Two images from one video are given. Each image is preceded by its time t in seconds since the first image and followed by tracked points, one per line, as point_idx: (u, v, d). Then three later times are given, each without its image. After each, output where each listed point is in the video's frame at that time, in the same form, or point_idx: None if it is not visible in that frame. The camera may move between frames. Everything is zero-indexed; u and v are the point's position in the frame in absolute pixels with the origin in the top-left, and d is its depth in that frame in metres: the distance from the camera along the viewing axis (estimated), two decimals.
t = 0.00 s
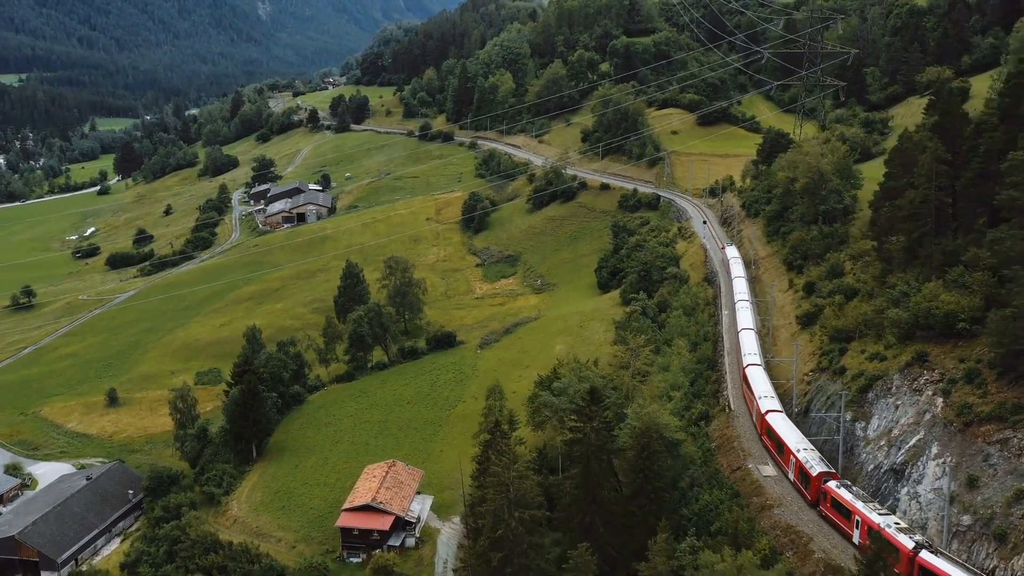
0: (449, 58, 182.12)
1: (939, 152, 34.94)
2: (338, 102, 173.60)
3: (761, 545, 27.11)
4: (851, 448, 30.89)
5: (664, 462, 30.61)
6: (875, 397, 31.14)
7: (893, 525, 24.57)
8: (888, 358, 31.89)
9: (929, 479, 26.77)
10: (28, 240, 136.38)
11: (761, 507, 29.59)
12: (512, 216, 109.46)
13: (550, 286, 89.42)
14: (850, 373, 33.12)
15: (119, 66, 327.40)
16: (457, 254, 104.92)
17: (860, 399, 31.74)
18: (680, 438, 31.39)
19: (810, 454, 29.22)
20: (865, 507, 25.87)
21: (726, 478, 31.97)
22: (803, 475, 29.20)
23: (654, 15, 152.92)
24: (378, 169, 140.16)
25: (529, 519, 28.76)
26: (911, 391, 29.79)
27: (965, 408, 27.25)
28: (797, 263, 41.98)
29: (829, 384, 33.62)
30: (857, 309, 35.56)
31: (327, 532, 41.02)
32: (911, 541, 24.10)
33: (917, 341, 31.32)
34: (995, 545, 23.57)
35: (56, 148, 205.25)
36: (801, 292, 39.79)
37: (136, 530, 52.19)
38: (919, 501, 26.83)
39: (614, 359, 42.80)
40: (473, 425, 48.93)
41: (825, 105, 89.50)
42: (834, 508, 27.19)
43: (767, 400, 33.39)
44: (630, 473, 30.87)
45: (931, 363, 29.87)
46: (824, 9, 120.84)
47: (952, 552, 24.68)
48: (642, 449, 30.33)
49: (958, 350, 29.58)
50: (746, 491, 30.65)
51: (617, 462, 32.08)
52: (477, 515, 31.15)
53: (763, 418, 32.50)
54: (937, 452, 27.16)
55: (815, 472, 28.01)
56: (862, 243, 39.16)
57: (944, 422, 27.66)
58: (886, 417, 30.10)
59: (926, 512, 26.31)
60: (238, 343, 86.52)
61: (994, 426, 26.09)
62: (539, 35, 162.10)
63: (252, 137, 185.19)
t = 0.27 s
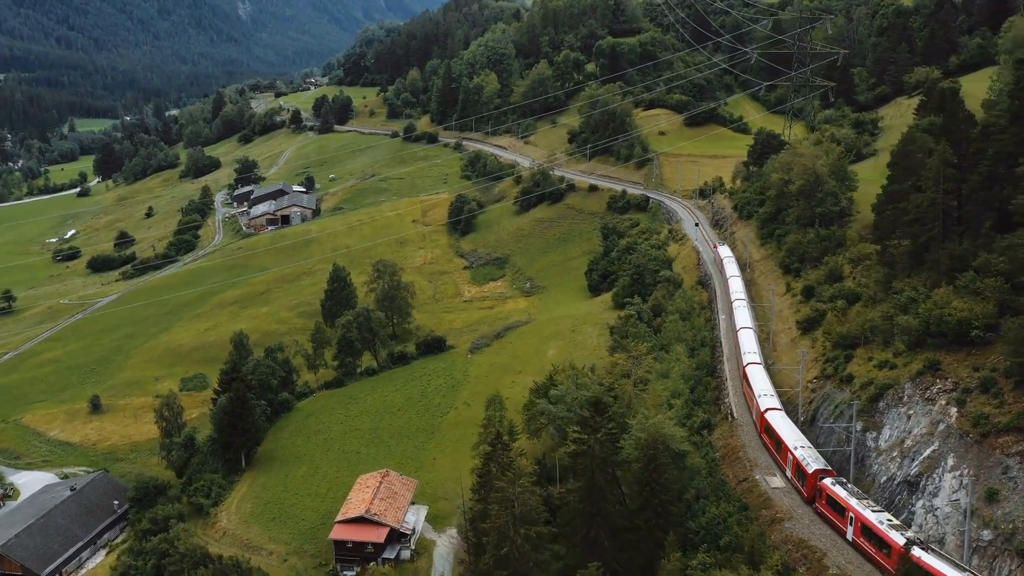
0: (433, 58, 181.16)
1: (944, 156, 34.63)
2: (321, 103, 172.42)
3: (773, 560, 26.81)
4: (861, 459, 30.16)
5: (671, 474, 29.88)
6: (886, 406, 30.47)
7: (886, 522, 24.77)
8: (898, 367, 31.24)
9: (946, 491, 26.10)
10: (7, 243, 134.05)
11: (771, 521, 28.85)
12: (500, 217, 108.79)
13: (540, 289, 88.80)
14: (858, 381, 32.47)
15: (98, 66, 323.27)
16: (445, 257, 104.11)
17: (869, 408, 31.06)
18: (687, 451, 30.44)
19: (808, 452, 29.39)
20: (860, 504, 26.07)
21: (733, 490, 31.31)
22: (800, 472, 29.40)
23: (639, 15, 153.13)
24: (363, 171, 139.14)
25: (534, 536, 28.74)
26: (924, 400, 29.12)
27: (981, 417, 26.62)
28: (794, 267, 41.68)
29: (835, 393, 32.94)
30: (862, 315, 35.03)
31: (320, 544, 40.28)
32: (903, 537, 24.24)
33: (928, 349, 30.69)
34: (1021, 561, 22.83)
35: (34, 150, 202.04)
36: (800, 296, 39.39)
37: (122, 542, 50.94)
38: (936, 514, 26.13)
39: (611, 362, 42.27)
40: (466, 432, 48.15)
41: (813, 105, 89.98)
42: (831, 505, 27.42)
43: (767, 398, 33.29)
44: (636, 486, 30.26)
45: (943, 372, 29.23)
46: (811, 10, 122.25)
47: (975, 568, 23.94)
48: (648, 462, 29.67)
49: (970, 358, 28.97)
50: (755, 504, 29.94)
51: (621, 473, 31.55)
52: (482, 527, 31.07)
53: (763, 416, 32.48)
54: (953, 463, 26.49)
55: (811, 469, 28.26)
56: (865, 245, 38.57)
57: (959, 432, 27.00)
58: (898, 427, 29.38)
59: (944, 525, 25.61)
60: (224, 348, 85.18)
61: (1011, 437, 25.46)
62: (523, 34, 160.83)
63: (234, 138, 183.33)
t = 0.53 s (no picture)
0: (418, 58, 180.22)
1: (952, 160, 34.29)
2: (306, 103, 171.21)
3: None
4: (875, 470, 29.46)
5: (680, 487, 29.18)
6: (900, 415, 29.79)
7: (882, 519, 25.15)
8: (912, 375, 30.62)
9: (965, 505, 25.41)
10: None
11: (784, 534, 28.16)
12: (488, 219, 108.14)
13: (531, 291, 88.15)
14: (869, 390, 31.81)
15: (78, 66, 319.49)
16: (434, 259, 103.33)
17: (883, 417, 30.35)
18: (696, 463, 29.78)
19: (808, 450, 29.69)
20: (856, 501, 26.58)
21: (743, 502, 30.63)
22: (799, 470, 29.76)
23: (626, 15, 153.14)
24: (349, 172, 138.09)
25: (544, 554, 28.32)
26: (940, 409, 28.45)
27: (1000, 428, 25.97)
28: (794, 270, 41.36)
29: (846, 401, 32.26)
30: (868, 322, 34.58)
31: (315, 556, 39.68)
32: (897, 534, 24.66)
33: (942, 357, 30.08)
34: None
35: (13, 151, 199.09)
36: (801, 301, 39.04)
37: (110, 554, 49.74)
38: (955, 528, 25.39)
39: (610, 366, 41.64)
40: (462, 439, 47.40)
41: (802, 106, 90.14)
42: (828, 502, 27.90)
43: (768, 397, 33.23)
44: (645, 499, 29.65)
45: (959, 382, 28.62)
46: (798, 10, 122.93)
47: None
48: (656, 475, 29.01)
49: (987, 367, 28.36)
50: (766, 517, 29.24)
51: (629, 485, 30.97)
52: (490, 543, 30.60)
53: (765, 414, 32.50)
54: (973, 475, 25.80)
55: (810, 467, 28.65)
56: (868, 249, 38.21)
57: (978, 443, 26.32)
58: (913, 438, 28.66)
59: (964, 540, 24.88)
60: (211, 353, 83.95)
61: None
62: (509, 35, 159.98)
63: (218, 139, 181.58)
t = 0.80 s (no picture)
0: (407, 58, 179.33)
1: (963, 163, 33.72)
2: (294, 104, 170.22)
3: None
4: (891, 481, 28.67)
5: (691, 498, 28.67)
6: (916, 425, 28.94)
7: (878, 516, 25.38)
8: (926, 384, 29.83)
9: (986, 518, 24.48)
10: None
11: (798, 547, 27.46)
12: (480, 221, 107.52)
13: (524, 294, 87.59)
14: (881, 398, 31.03)
15: (62, 66, 316.64)
16: (425, 261, 102.63)
17: (897, 426, 29.49)
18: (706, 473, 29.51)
19: (809, 447, 29.84)
20: (855, 498, 26.75)
21: (753, 512, 29.97)
22: (800, 468, 29.92)
23: (616, 16, 153.03)
24: (338, 173, 137.26)
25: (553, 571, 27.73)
26: (957, 420, 27.62)
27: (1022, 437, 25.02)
28: (795, 274, 40.97)
29: (857, 409, 31.54)
30: (875, 327, 34.06)
31: (311, 568, 39.25)
32: (894, 530, 24.83)
33: (957, 365, 29.26)
34: None
35: None
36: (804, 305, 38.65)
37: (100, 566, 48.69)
38: (976, 541, 24.43)
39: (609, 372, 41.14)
40: (458, 446, 46.66)
41: (795, 107, 90.08)
42: (827, 498, 28.08)
43: (771, 395, 33.20)
44: (654, 511, 29.07)
45: (977, 391, 27.76)
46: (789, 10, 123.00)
47: None
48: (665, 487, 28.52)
49: (1003, 375, 27.48)
50: (778, 529, 28.54)
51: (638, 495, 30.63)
52: (495, 558, 29.91)
53: (768, 412, 32.53)
54: (994, 487, 24.88)
55: (810, 464, 28.86)
56: (872, 253, 37.83)
57: (997, 454, 25.41)
58: (928, 448, 27.92)
59: (986, 555, 23.91)
60: (202, 357, 82.91)
61: None
62: (499, 35, 159.26)
63: (205, 139, 180.23)
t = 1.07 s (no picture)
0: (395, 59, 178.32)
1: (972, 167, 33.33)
2: (282, 105, 168.94)
3: None
4: (911, 494, 27.51)
5: (707, 513, 27.27)
6: (936, 437, 27.88)
7: (877, 513, 25.80)
8: (944, 393, 28.87)
9: (1013, 534, 23.53)
10: None
11: (816, 564, 26.89)
12: (472, 223, 106.80)
13: (518, 297, 86.97)
14: (896, 407, 30.27)
15: (45, 66, 313.03)
16: (417, 264, 101.81)
17: (916, 437, 28.59)
18: (719, 487, 28.85)
19: (812, 445, 30.04)
20: (856, 496, 27.00)
21: (768, 528, 29.20)
22: (803, 466, 30.15)
23: (606, 16, 152.74)
24: (327, 175, 136.29)
25: None
26: (979, 432, 26.59)
27: None
28: (797, 277, 40.57)
29: (872, 419, 30.74)
30: (885, 334, 33.47)
31: None
32: (892, 528, 25.22)
33: (976, 374, 28.40)
34: None
35: None
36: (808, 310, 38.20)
37: None
38: (1002, 558, 23.50)
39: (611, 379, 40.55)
40: (456, 454, 45.87)
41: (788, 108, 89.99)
42: (829, 496, 28.33)
43: (776, 393, 33.29)
44: (667, 525, 27.56)
45: (999, 402, 26.81)
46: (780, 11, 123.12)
47: None
48: (680, 503, 27.18)
49: None
50: (795, 544, 27.93)
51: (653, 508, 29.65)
52: None
53: (773, 411, 32.45)
54: (1020, 501, 23.89)
55: (812, 461, 29.09)
56: (877, 257, 37.47)
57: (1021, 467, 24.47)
58: (950, 460, 26.90)
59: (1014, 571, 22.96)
60: (192, 363, 81.72)
61: None
62: (488, 35, 158.21)
63: (191, 140, 178.62)
